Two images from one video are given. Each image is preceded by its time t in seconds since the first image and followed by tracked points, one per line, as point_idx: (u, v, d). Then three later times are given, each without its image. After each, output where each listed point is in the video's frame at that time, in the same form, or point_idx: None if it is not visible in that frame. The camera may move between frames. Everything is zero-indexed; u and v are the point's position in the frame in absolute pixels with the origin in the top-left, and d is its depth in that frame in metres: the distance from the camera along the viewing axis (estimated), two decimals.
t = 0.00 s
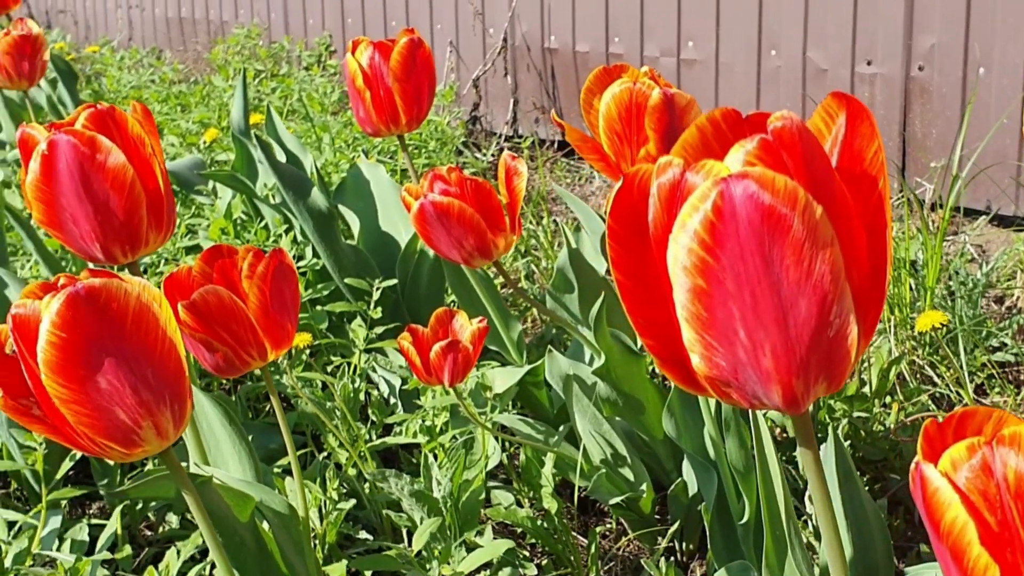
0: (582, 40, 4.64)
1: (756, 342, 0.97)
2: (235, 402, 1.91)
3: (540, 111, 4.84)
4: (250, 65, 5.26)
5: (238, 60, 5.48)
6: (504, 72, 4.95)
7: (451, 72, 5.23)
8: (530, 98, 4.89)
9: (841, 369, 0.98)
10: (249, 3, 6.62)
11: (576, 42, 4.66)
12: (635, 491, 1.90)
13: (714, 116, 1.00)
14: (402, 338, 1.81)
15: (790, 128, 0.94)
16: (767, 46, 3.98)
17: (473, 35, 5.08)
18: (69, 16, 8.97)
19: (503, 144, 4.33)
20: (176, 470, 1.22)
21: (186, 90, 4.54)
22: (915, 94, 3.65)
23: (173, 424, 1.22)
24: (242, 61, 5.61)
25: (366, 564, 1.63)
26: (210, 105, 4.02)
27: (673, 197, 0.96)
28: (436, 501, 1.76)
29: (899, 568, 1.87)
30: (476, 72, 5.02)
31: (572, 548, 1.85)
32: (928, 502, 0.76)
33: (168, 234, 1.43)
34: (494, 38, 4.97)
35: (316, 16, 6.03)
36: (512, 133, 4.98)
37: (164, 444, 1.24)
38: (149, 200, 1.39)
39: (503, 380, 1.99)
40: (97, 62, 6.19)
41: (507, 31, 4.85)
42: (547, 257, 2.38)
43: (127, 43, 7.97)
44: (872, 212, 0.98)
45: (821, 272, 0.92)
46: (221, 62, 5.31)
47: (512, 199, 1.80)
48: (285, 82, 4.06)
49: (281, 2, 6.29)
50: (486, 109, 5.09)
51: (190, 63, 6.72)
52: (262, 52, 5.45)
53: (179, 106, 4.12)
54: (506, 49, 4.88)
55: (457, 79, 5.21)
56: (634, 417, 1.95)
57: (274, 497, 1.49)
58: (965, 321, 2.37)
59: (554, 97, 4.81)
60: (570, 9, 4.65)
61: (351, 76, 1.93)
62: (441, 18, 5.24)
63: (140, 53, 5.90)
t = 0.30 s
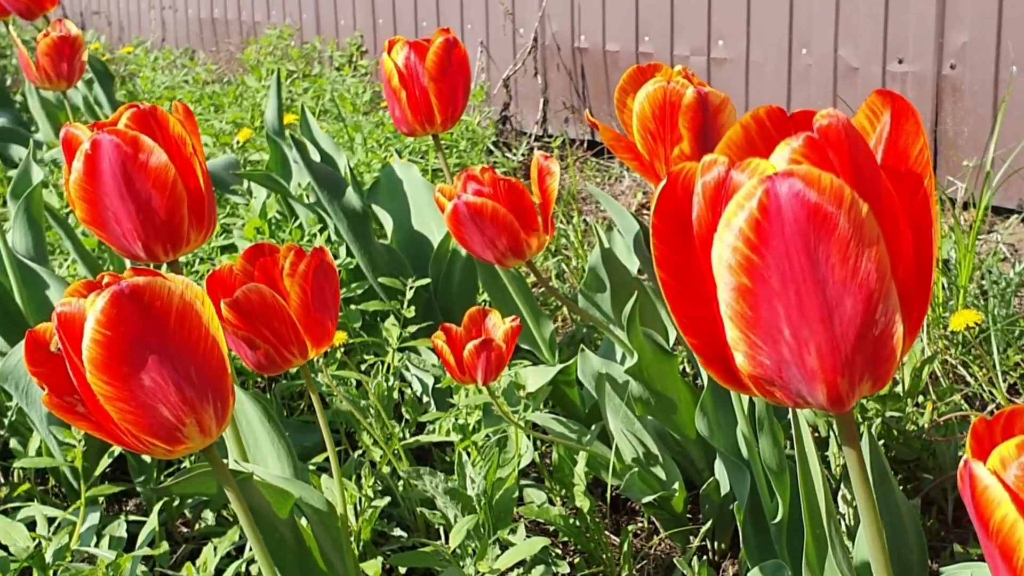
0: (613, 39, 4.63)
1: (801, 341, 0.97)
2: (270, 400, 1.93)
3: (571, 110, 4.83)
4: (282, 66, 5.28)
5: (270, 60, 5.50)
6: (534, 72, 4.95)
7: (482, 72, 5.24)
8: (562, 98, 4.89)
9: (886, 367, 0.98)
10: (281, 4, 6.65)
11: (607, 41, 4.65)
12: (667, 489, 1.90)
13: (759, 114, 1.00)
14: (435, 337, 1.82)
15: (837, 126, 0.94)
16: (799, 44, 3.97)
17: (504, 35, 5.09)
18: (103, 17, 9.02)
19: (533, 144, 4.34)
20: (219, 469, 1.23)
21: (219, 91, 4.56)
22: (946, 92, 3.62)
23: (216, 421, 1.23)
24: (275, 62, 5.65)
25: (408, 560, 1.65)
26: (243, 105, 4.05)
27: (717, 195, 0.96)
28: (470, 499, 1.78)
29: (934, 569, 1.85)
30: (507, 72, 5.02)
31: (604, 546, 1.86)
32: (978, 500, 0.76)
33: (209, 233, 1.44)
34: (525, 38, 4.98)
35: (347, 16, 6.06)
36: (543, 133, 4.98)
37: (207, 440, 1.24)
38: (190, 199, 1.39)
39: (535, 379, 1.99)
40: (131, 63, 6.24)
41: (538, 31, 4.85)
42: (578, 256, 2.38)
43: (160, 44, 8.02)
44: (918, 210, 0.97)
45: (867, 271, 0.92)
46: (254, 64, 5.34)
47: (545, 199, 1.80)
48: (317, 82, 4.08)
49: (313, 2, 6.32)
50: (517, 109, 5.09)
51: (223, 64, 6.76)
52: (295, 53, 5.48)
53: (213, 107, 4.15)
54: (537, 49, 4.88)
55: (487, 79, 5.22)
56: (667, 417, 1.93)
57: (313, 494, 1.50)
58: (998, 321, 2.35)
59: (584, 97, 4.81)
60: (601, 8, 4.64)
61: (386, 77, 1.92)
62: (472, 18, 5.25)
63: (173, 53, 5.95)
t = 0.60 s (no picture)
0: (648, 38, 4.61)
1: (852, 338, 0.96)
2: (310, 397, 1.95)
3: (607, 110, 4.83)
4: (319, 65, 5.31)
5: (307, 60, 5.53)
6: (570, 71, 4.95)
7: (516, 72, 5.24)
8: (597, 98, 4.88)
9: (937, 364, 0.97)
10: (317, 5, 6.68)
11: (642, 40, 4.64)
12: (704, 488, 1.90)
13: (809, 111, 1.00)
14: (475, 335, 1.84)
15: (889, 123, 0.93)
16: (834, 43, 3.96)
17: (539, 35, 5.09)
18: (141, 17, 9.01)
19: (569, 142, 4.33)
20: (267, 463, 1.24)
21: (258, 91, 4.60)
22: (983, 91, 3.59)
23: (265, 416, 1.24)
24: (313, 61, 5.68)
25: (448, 557, 1.66)
26: (281, 105, 4.07)
27: (768, 191, 0.96)
28: (508, 496, 1.80)
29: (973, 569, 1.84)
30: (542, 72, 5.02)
31: (640, 544, 1.86)
32: None
33: (254, 230, 1.44)
34: (559, 38, 5.00)
35: (384, 17, 6.08)
36: (578, 133, 4.98)
37: (256, 436, 1.25)
38: (236, 197, 1.39)
39: (572, 378, 2.00)
40: (170, 63, 6.28)
41: (574, 31, 4.85)
42: (613, 255, 2.39)
43: (197, 45, 8.05)
44: (969, 207, 0.97)
45: (919, 268, 0.91)
46: (291, 64, 5.37)
47: (584, 198, 1.81)
48: (355, 82, 4.10)
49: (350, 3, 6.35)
50: (551, 109, 5.04)
51: (261, 64, 6.80)
52: (332, 53, 5.51)
53: (252, 106, 4.17)
54: (572, 48, 4.87)
55: (522, 78, 5.22)
56: (704, 415, 1.94)
57: (355, 489, 1.52)
58: None
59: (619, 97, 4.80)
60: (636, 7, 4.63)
61: (426, 76, 1.86)
62: (507, 18, 5.26)
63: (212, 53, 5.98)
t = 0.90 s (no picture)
0: (681, 40, 4.59)
1: (911, 342, 0.94)
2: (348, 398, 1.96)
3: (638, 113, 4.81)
4: (354, 67, 5.31)
5: (341, 61, 5.54)
6: (603, 73, 4.93)
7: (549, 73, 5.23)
8: (630, 100, 4.86)
9: (996, 370, 0.94)
10: (351, 8, 6.70)
11: (675, 42, 4.61)
12: (740, 491, 1.90)
13: (867, 116, 1.00)
14: (513, 336, 1.84)
15: (949, 129, 0.92)
16: (868, 45, 3.94)
17: (573, 36, 5.07)
18: (177, 19, 9.04)
19: (601, 144, 4.33)
20: (319, 464, 1.24)
21: (293, 92, 4.60)
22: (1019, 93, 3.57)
23: (316, 417, 1.24)
24: (347, 63, 5.69)
25: (488, 557, 1.67)
26: (316, 106, 4.08)
27: (826, 197, 0.95)
28: (546, 497, 1.81)
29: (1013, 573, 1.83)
30: (574, 74, 5.02)
31: (676, 546, 1.86)
32: None
33: (300, 233, 1.45)
34: (593, 40, 4.95)
35: (417, 19, 6.08)
36: (610, 134, 4.97)
37: (307, 436, 1.26)
38: (284, 199, 1.40)
39: (609, 379, 2.01)
40: (206, 64, 6.31)
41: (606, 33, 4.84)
42: (647, 258, 2.39)
43: (231, 47, 8.08)
44: None
45: (978, 273, 0.88)
46: (326, 65, 5.38)
47: (623, 200, 1.82)
48: (390, 83, 4.10)
49: (384, 6, 6.36)
50: (585, 111, 5.07)
51: (295, 66, 6.81)
52: (366, 55, 5.51)
53: (287, 107, 4.18)
54: (605, 50, 4.86)
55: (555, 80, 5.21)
56: (741, 418, 1.94)
57: (399, 489, 1.53)
58: None
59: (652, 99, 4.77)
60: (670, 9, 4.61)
61: (467, 80, 1.88)
62: (539, 19, 5.24)
63: (246, 54, 6.00)
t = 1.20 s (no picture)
0: (707, 43, 4.58)
1: (959, 350, 0.90)
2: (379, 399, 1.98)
3: (664, 115, 4.80)
4: (380, 69, 5.32)
5: (368, 64, 5.55)
6: (628, 76, 4.92)
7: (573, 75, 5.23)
8: (657, 102, 4.86)
9: None
10: (378, 10, 6.71)
11: (701, 44, 4.60)
12: (770, 494, 1.90)
13: (914, 123, 1.01)
14: (544, 339, 1.84)
15: (997, 136, 0.94)
16: (896, 48, 3.92)
17: (599, 39, 5.07)
18: (204, 21, 9.05)
19: (627, 147, 4.32)
20: (360, 468, 1.25)
21: (321, 94, 4.61)
22: None
23: (357, 420, 1.25)
24: (374, 65, 5.69)
25: (520, 559, 1.67)
26: (344, 108, 4.09)
27: (874, 203, 0.91)
28: (576, 500, 1.80)
29: None
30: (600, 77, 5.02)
31: (706, 549, 1.85)
32: None
33: (339, 237, 1.45)
34: (620, 42, 4.95)
35: (444, 21, 6.09)
36: (636, 137, 4.97)
37: (348, 439, 1.26)
38: (323, 203, 1.41)
39: (638, 381, 2.00)
40: (234, 66, 6.33)
41: (631, 35, 4.84)
42: (676, 261, 2.40)
43: (259, 49, 8.09)
44: None
45: None
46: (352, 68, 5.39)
47: (654, 204, 1.82)
48: (417, 86, 4.10)
49: (410, 9, 6.37)
50: (610, 113, 5.07)
51: (322, 68, 6.82)
52: (394, 58, 5.52)
53: (315, 109, 4.18)
54: (631, 53, 4.85)
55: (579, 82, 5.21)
56: (772, 421, 1.94)
57: (434, 492, 1.54)
58: None
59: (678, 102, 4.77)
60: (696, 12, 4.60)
61: (498, 83, 1.87)
62: (566, 22, 5.23)
63: (273, 56, 6.01)
